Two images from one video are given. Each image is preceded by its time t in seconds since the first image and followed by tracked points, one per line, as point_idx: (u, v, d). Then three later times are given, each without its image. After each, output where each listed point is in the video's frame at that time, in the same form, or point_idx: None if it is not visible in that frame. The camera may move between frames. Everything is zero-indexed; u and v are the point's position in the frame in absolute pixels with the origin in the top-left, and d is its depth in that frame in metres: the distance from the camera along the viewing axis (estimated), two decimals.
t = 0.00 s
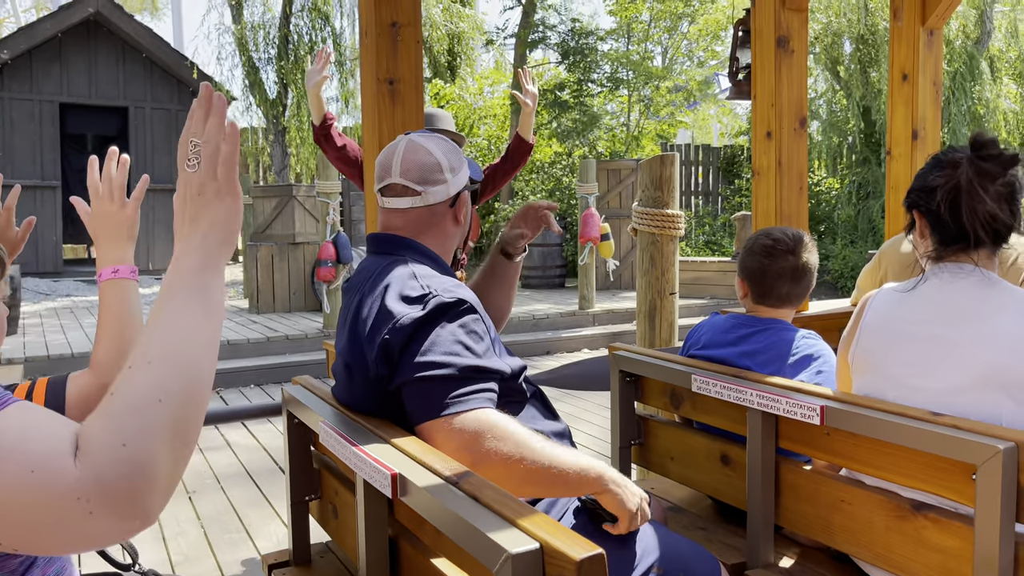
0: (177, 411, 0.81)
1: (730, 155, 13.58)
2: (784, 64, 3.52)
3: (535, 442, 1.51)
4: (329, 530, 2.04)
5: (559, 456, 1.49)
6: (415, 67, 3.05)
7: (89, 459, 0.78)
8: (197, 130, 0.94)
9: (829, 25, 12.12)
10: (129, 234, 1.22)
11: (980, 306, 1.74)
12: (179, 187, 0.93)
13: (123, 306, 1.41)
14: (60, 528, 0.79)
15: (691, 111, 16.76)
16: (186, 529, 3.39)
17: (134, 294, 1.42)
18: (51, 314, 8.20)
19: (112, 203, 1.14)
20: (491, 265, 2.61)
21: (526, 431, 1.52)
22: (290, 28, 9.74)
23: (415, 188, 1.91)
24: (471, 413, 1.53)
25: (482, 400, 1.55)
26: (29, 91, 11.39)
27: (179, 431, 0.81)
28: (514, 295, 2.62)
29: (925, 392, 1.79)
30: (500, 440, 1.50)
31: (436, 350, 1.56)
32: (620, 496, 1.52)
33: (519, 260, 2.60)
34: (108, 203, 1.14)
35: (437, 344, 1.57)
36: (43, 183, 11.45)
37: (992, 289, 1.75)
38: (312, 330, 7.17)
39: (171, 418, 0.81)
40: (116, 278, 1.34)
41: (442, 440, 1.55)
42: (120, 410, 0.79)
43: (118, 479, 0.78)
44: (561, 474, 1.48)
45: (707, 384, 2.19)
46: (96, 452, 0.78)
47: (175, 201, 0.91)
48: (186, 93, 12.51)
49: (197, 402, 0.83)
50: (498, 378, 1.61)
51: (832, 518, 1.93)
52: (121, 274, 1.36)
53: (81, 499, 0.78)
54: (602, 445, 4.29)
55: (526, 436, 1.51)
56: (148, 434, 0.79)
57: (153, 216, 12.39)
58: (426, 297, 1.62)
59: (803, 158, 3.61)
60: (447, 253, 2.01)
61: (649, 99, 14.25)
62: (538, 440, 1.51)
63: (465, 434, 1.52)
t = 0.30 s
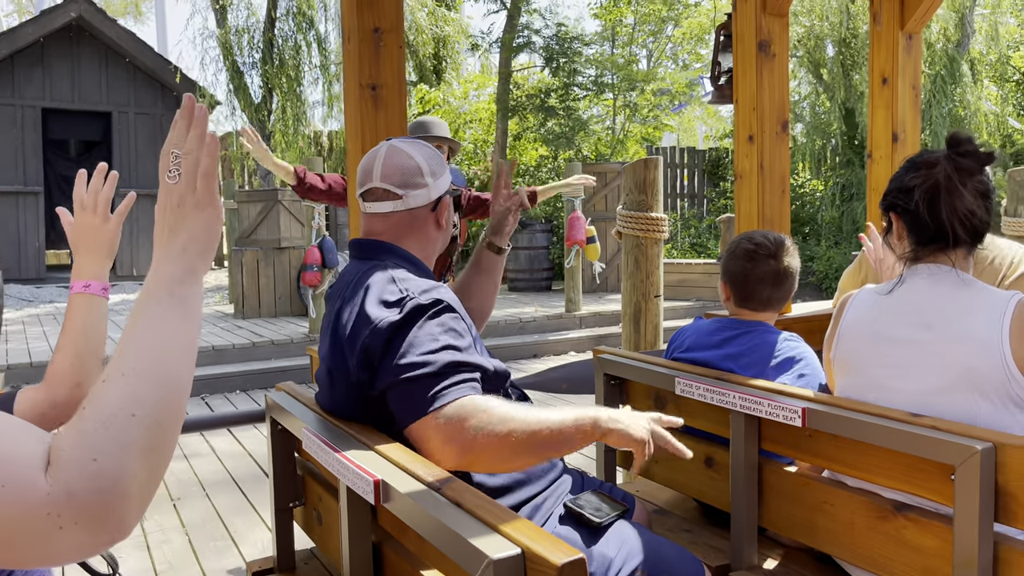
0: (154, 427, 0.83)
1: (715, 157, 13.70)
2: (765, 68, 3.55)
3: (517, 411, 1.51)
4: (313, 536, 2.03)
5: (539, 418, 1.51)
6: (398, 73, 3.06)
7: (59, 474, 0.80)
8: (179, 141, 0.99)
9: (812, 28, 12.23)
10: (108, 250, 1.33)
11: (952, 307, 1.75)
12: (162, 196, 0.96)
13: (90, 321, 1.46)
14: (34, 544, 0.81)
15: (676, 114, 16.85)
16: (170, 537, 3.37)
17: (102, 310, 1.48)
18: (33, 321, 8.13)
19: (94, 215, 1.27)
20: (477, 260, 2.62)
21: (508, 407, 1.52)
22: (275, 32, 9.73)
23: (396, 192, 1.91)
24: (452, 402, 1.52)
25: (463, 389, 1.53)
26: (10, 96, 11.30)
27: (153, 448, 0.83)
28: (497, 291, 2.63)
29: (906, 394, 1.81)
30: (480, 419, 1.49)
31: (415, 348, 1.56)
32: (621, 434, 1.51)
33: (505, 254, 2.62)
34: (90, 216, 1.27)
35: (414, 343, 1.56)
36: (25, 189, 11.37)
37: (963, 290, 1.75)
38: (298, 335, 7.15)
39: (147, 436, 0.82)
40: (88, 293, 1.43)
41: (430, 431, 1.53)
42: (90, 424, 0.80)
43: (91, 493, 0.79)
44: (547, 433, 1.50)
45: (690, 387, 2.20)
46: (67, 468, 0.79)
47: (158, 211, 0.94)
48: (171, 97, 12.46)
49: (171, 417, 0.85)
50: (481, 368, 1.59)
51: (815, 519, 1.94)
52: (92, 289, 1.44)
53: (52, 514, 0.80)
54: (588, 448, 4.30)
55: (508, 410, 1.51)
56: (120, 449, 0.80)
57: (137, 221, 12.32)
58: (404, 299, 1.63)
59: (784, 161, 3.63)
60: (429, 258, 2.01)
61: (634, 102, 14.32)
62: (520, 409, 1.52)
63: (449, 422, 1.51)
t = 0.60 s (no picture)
0: (143, 431, 0.84)
1: (706, 159, 13.76)
2: (754, 71, 3.57)
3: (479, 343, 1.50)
4: (305, 541, 2.03)
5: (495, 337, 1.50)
6: (387, 77, 3.06)
7: (50, 477, 0.81)
8: (168, 148, 1.00)
9: (801, 31, 12.29)
10: (102, 274, 1.32)
11: (935, 309, 1.77)
12: (150, 206, 0.97)
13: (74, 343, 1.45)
14: (25, 548, 0.82)
15: (667, 116, 16.90)
16: (162, 542, 3.37)
17: (88, 333, 1.47)
18: (23, 326, 8.10)
19: (88, 240, 1.26)
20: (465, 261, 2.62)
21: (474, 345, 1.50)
22: (265, 36, 9.71)
23: (383, 196, 1.92)
24: (430, 370, 1.50)
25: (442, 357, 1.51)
26: None
27: (143, 453, 0.84)
28: (487, 292, 2.63)
29: (893, 394, 1.83)
30: (454, 373, 1.47)
31: (394, 340, 1.55)
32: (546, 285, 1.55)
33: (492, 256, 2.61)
34: (84, 240, 1.26)
35: (391, 335, 1.55)
36: (15, 194, 11.34)
37: (946, 291, 1.77)
38: (290, 339, 7.14)
39: (137, 441, 0.84)
40: (77, 317, 1.41)
41: (421, 410, 1.51)
42: (82, 428, 0.82)
43: (81, 497, 0.81)
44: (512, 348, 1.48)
45: (681, 390, 2.21)
46: (58, 472, 0.81)
47: (146, 219, 0.96)
48: (161, 102, 12.41)
49: (160, 421, 0.86)
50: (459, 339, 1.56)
51: (804, 520, 1.95)
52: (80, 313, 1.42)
53: (43, 516, 0.81)
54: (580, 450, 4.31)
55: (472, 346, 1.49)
56: (111, 454, 0.82)
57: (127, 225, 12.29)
58: (375, 295, 1.62)
59: (773, 163, 3.65)
60: (417, 262, 2.01)
61: (625, 105, 14.38)
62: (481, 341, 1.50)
63: (432, 391, 1.48)
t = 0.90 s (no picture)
0: (141, 433, 0.83)
1: (702, 160, 13.78)
2: (749, 72, 3.58)
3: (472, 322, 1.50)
4: (305, 542, 2.04)
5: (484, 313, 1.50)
6: (384, 79, 3.06)
7: (51, 478, 0.80)
8: (164, 153, 0.99)
9: (796, 31, 12.37)
10: (105, 292, 1.30)
11: (932, 307, 1.78)
12: (147, 209, 0.97)
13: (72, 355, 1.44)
14: (26, 548, 0.82)
15: (663, 117, 16.92)
16: (161, 545, 3.37)
17: (90, 347, 1.46)
18: (19, 330, 8.09)
19: (93, 258, 1.23)
20: (462, 263, 2.64)
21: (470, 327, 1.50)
22: (260, 39, 9.71)
23: (378, 197, 1.92)
24: (430, 360, 1.49)
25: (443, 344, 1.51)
26: None
27: (142, 454, 0.84)
28: (486, 292, 2.65)
29: (889, 392, 1.84)
30: (453, 357, 1.45)
31: (393, 336, 1.55)
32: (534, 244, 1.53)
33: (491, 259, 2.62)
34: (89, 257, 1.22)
35: (390, 331, 1.56)
36: (10, 198, 11.33)
37: (943, 289, 1.78)
38: (287, 341, 7.14)
39: (136, 442, 0.83)
40: (80, 334, 1.39)
41: (423, 400, 1.49)
42: (81, 429, 0.81)
43: (81, 497, 0.80)
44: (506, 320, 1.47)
45: (678, 389, 2.22)
46: (59, 472, 0.80)
47: (144, 220, 0.95)
48: (156, 104, 12.37)
49: (159, 424, 0.85)
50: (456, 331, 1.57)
51: (802, 518, 1.96)
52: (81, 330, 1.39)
53: (44, 517, 0.80)
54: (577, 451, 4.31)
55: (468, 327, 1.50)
56: (111, 456, 0.81)
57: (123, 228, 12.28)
58: (371, 296, 1.64)
59: (768, 163, 3.66)
60: (414, 262, 2.02)
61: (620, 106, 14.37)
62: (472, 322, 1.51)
63: (432, 380, 1.47)
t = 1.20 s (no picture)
0: (135, 426, 0.84)
1: (701, 159, 13.81)
2: (747, 71, 3.60)
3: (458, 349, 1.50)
4: (306, 540, 2.05)
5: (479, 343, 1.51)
6: (384, 79, 3.07)
7: (45, 473, 0.80)
8: (153, 146, 0.99)
9: (795, 30, 12.40)
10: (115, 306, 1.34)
11: (928, 304, 1.79)
12: (138, 201, 0.96)
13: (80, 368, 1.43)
14: (22, 542, 0.82)
15: (662, 116, 16.93)
16: (163, 545, 3.37)
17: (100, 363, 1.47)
18: (20, 331, 8.10)
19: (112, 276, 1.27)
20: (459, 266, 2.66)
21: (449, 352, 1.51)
22: (260, 40, 9.73)
23: (371, 195, 1.95)
24: (401, 362, 1.52)
25: (418, 350, 1.53)
26: None
27: (137, 448, 0.84)
28: (483, 295, 2.64)
29: (886, 388, 1.85)
30: (418, 375, 1.48)
31: (373, 332, 1.58)
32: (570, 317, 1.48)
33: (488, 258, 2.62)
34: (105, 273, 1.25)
35: (372, 328, 1.58)
36: (10, 200, 11.34)
37: (939, 286, 1.79)
38: (287, 341, 7.15)
39: (131, 436, 0.83)
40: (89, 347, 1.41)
41: (388, 402, 1.52)
42: (76, 423, 0.81)
43: (76, 491, 0.80)
44: (491, 362, 1.47)
45: (677, 386, 2.23)
46: (53, 467, 0.80)
47: (134, 212, 0.95)
48: (156, 106, 12.38)
49: (153, 418, 0.85)
50: (438, 337, 1.58)
51: (801, 514, 1.97)
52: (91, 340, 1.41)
53: (39, 511, 0.80)
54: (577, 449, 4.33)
55: (447, 352, 1.50)
56: (106, 450, 0.82)
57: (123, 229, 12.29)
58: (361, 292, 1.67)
59: (767, 161, 3.67)
60: (410, 260, 2.03)
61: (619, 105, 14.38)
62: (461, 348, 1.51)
63: (398, 384, 1.50)
